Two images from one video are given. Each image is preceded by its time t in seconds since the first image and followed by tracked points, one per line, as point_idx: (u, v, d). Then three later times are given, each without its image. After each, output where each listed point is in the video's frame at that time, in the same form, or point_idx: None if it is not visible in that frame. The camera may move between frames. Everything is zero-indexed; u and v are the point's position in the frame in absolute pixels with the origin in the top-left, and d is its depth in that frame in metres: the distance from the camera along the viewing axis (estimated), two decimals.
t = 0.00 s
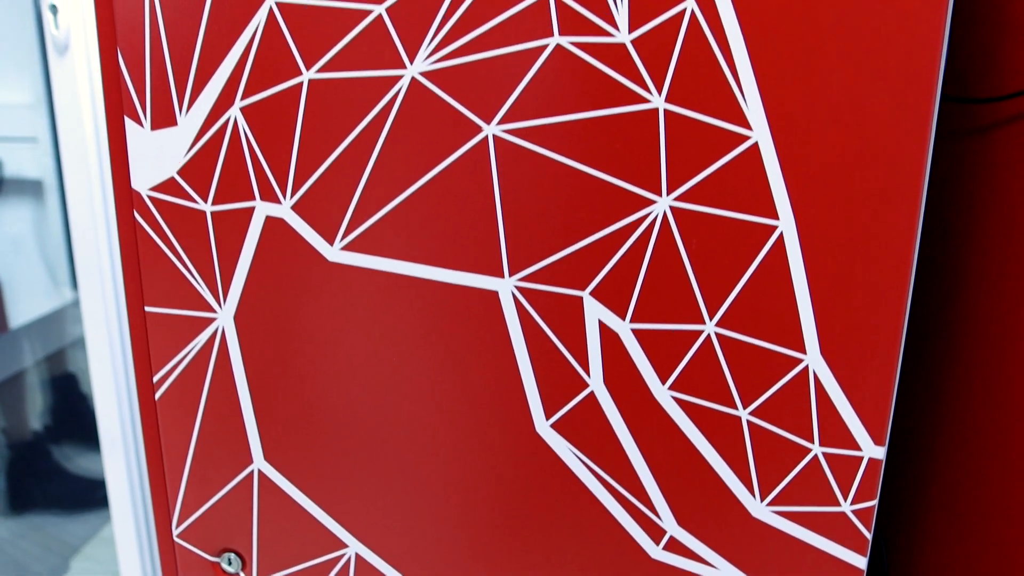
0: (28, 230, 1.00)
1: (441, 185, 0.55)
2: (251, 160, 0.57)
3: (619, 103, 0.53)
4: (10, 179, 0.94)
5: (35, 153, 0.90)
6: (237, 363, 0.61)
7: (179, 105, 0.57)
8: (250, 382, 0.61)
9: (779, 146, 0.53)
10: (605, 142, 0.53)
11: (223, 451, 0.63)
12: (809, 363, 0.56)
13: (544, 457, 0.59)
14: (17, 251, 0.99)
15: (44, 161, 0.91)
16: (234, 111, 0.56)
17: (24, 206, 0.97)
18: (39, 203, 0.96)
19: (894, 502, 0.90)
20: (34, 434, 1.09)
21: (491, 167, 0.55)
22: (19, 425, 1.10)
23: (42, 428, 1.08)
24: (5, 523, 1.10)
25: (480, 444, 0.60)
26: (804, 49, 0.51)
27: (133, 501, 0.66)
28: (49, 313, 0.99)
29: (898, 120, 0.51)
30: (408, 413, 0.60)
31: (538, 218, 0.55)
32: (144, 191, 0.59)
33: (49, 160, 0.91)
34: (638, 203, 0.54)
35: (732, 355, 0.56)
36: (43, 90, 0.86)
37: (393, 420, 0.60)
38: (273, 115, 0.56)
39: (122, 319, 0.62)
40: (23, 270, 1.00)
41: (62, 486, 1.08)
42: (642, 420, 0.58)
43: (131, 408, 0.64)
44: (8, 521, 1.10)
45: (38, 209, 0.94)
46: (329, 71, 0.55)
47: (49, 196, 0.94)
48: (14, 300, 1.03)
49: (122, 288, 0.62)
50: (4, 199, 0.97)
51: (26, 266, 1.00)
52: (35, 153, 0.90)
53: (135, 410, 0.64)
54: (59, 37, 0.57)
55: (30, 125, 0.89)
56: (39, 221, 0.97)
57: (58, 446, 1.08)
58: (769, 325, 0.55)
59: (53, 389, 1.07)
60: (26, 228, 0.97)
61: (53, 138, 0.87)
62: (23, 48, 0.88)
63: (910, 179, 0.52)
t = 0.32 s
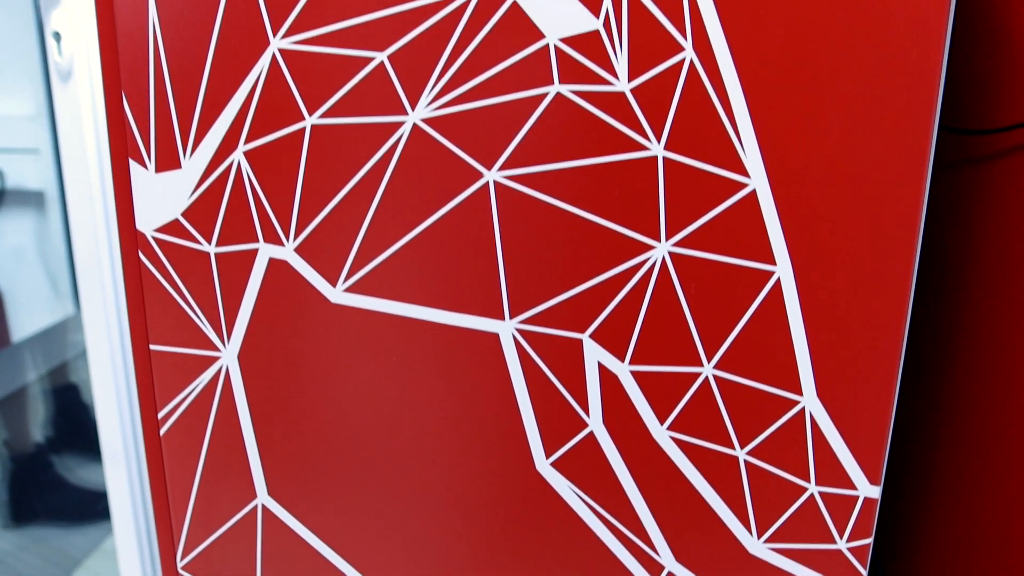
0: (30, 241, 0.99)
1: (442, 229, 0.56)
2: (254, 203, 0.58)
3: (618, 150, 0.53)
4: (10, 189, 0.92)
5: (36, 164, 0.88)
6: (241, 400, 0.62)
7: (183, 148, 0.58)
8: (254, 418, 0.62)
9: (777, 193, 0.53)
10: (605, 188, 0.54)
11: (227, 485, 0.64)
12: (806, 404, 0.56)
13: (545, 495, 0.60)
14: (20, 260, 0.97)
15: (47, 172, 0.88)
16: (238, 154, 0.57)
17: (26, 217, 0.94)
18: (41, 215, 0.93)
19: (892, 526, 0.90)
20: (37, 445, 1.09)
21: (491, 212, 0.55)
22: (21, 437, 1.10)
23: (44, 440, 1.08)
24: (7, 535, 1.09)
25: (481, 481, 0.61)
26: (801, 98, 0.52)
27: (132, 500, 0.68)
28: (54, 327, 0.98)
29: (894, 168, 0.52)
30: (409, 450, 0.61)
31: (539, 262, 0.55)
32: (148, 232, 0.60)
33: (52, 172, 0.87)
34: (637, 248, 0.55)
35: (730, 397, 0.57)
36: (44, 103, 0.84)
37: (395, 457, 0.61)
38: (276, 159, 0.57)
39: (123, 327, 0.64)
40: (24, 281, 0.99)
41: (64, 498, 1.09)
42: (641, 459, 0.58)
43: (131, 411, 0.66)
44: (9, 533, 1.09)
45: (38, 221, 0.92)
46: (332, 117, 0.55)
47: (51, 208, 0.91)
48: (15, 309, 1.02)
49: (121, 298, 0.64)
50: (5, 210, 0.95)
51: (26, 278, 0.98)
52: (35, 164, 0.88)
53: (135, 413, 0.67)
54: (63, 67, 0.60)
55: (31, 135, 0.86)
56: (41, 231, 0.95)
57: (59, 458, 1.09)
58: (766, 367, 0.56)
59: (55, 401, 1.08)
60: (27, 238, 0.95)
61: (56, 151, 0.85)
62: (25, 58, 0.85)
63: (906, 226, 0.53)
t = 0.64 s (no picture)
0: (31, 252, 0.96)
1: (445, 280, 0.56)
2: (259, 253, 0.58)
3: (620, 205, 0.54)
4: (11, 203, 0.90)
5: (36, 177, 0.86)
6: (247, 445, 0.62)
7: (189, 197, 0.58)
8: (259, 462, 0.62)
9: (777, 248, 0.54)
10: (607, 242, 0.54)
11: (233, 526, 0.64)
12: (805, 453, 0.57)
13: (547, 538, 0.61)
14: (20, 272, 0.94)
15: (48, 186, 0.87)
16: (243, 204, 0.57)
17: (27, 228, 0.92)
18: (42, 226, 0.91)
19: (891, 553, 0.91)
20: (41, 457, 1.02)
21: (494, 263, 0.56)
22: (24, 451, 1.03)
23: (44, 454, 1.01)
24: (7, 551, 1.01)
25: (483, 525, 0.61)
26: (801, 156, 0.52)
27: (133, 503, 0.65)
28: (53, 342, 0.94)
29: (892, 224, 0.53)
30: (412, 493, 0.61)
31: (541, 313, 0.56)
32: (154, 279, 0.60)
33: (53, 185, 0.86)
34: (639, 300, 0.55)
35: (730, 445, 0.57)
36: (44, 114, 0.84)
37: (399, 501, 0.62)
38: (282, 209, 0.57)
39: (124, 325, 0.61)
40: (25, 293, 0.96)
41: (64, 514, 1.00)
42: (642, 505, 0.59)
43: (131, 412, 0.64)
44: (11, 548, 1.01)
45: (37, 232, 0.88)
46: (336, 169, 0.56)
47: (52, 221, 0.89)
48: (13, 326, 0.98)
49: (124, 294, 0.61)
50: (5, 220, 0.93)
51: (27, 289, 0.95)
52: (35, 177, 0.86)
53: (137, 414, 0.64)
54: (67, 96, 0.57)
55: (33, 149, 0.86)
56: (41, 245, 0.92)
57: (60, 469, 1.02)
58: (765, 417, 0.57)
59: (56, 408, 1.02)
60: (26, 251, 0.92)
61: (58, 163, 0.84)
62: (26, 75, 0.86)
63: (904, 281, 0.53)
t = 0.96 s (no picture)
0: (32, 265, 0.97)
1: (448, 329, 0.57)
2: (264, 302, 0.58)
3: (622, 258, 0.54)
4: (13, 216, 0.92)
5: (38, 190, 0.89)
6: (252, 487, 0.63)
7: (193, 246, 0.59)
8: (264, 504, 0.63)
9: (777, 300, 0.54)
10: (609, 294, 0.55)
11: (237, 565, 0.65)
12: (804, 499, 0.58)
13: None
14: (21, 283, 0.95)
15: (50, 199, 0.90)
16: (247, 253, 0.58)
17: (29, 241, 0.94)
18: (44, 239, 0.93)
19: None
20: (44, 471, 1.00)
21: (498, 314, 0.56)
22: (25, 466, 1.00)
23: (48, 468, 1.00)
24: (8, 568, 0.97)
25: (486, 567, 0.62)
26: (801, 211, 0.53)
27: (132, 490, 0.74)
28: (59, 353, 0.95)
29: (891, 278, 0.53)
30: (416, 535, 0.62)
31: (544, 362, 0.57)
32: (159, 325, 0.60)
33: (56, 199, 0.89)
34: (640, 350, 0.56)
35: (731, 491, 0.58)
36: (47, 129, 0.88)
37: (402, 544, 0.62)
38: (286, 259, 0.57)
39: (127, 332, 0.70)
40: (27, 306, 0.97)
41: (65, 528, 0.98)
42: (643, 548, 0.60)
43: (130, 410, 0.73)
44: (13, 564, 0.97)
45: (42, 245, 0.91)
46: (340, 220, 0.56)
47: (55, 233, 0.91)
48: (12, 339, 0.98)
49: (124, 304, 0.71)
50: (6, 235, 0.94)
51: (30, 302, 0.96)
52: (38, 190, 0.89)
53: (135, 410, 0.74)
54: (71, 126, 0.67)
55: (33, 162, 0.89)
56: (43, 256, 0.94)
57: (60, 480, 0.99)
58: (765, 465, 0.57)
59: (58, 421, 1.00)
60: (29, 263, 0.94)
61: (60, 176, 0.88)
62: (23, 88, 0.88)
63: (903, 333, 0.54)
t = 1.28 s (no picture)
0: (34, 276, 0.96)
1: (449, 375, 0.58)
2: (267, 347, 0.59)
3: (620, 307, 0.55)
4: (13, 228, 0.91)
5: (39, 203, 0.88)
6: (254, 526, 0.63)
7: (196, 291, 0.59)
8: (267, 543, 0.63)
9: (774, 349, 0.55)
10: (607, 342, 0.56)
11: None
12: (801, 542, 0.58)
13: None
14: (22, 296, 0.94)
15: (51, 211, 0.89)
16: (249, 299, 0.58)
17: (29, 253, 0.93)
18: (45, 251, 0.92)
19: None
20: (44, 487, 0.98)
21: (497, 362, 0.57)
22: (27, 480, 0.99)
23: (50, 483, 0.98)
24: None
25: None
26: (799, 263, 0.53)
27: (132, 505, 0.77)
28: (59, 368, 0.94)
29: (887, 328, 0.54)
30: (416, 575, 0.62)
31: (543, 408, 0.57)
32: (163, 368, 0.61)
33: (56, 212, 0.88)
34: (638, 397, 0.56)
35: (728, 535, 0.59)
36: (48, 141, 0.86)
37: None
38: (288, 305, 0.58)
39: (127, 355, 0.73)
40: (29, 318, 0.95)
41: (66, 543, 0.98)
42: None
43: (130, 424, 0.76)
44: None
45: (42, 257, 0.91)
46: (341, 268, 0.57)
47: (55, 246, 0.90)
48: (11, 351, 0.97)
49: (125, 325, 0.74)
50: (8, 247, 0.93)
51: (31, 314, 0.95)
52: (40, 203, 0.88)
53: (135, 423, 0.76)
54: (72, 153, 0.69)
55: (34, 174, 0.88)
56: (43, 268, 0.93)
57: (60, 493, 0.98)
58: (762, 509, 0.58)
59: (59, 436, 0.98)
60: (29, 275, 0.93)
61: (60, 189, 0.86)
62: (24, 98, 0.86)
63: (899, 382, 0.55)
